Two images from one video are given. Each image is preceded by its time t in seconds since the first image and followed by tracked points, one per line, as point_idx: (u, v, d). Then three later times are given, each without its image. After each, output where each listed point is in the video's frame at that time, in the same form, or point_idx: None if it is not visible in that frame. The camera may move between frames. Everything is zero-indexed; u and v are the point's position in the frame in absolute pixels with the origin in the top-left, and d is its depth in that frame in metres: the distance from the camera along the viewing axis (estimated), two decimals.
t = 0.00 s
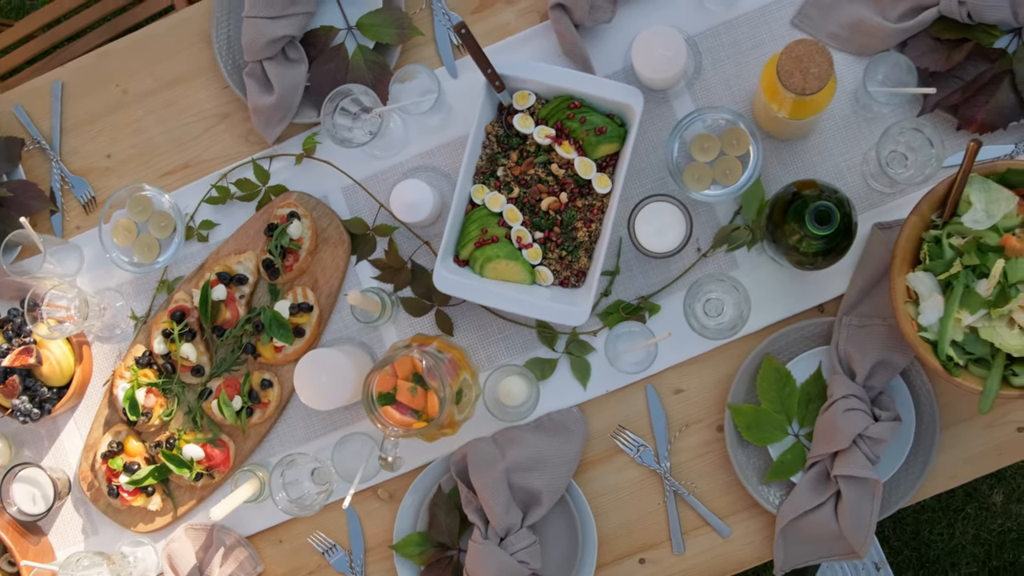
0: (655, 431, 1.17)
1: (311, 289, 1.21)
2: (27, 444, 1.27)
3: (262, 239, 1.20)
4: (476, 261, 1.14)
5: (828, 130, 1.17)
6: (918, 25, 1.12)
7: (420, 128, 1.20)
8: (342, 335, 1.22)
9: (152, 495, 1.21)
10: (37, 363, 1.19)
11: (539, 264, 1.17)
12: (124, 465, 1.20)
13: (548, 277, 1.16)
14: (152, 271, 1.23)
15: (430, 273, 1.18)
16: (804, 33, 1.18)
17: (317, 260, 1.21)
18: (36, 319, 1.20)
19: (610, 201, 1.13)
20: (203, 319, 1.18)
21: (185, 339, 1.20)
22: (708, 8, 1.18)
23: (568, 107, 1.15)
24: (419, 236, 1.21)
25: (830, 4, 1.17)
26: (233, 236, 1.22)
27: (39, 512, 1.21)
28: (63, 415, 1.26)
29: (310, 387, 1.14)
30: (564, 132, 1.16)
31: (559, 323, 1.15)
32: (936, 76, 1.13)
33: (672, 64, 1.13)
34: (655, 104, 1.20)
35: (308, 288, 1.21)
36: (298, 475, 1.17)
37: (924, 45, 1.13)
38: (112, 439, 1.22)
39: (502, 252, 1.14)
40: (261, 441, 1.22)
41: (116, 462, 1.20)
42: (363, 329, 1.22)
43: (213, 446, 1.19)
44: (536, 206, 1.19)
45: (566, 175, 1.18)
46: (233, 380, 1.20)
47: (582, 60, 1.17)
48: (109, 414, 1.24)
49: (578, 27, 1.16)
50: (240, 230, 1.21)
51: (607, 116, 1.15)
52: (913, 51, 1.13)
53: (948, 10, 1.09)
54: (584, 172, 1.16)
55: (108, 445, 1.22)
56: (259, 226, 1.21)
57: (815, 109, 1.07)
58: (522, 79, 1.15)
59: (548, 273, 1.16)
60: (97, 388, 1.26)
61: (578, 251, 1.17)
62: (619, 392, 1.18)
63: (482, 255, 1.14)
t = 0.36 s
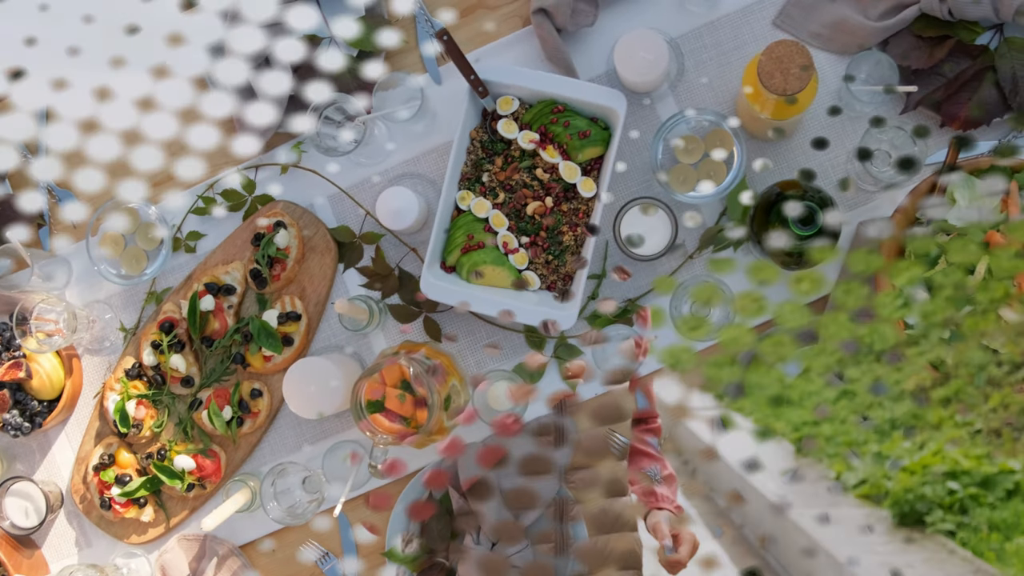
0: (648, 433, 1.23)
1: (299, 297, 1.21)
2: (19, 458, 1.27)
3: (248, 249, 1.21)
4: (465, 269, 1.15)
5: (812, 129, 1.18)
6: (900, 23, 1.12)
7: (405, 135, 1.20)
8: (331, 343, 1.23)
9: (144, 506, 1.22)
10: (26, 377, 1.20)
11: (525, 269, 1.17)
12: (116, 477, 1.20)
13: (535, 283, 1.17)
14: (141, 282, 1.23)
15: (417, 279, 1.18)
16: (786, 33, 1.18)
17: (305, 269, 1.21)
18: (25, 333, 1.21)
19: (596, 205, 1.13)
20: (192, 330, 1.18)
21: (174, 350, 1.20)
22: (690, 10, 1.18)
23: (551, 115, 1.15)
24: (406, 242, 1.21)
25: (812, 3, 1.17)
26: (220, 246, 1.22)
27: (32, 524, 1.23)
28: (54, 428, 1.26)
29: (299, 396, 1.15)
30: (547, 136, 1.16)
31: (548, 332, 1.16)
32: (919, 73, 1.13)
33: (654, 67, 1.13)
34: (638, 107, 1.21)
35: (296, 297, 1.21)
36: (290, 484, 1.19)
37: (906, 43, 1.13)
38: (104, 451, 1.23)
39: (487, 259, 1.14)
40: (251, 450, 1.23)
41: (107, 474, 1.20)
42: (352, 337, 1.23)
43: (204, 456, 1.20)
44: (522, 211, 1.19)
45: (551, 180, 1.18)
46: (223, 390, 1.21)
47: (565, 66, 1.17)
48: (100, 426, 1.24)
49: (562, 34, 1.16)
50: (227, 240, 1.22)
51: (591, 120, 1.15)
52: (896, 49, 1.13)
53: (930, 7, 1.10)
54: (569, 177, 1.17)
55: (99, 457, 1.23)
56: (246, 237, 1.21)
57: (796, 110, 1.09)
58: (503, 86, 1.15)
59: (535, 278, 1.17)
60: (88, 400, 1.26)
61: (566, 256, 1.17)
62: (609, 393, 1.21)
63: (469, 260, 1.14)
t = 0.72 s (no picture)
0: (649, 434, 1.22)
1: (288, 307, 1.22)
2: (12, 473, 1.27)
3: (237, 260, 1.22)
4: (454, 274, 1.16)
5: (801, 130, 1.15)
6: (882, 22, 1.14)
7: (390, 142, 1.22)
8: (321, 354, 1.23)
9: (138, 519, 1.22)
10: (17, 392, 1.20)
11: (514, 274, 1.17)
12: (108, 490, 1.21)
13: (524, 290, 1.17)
14: (130, 294, 1.25)
15: (405, 287, 1.20)
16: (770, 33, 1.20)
17: (293, 279, 1.23)
18: (14, 348, 1.18)
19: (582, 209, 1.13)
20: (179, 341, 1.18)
21: (165, 362, 1.20)
22: (674, 12, 1.20)
23: (537, 121, 1.16)
24: (394, 251, 1.22)
25: (796, 4, 1.21)
26: (208, 257, 1.24)
27: (25, 539, 1.23)
28: (46, 442, 1.26)
29: (289, 403, 1.18)
30: (532, 142, 1.17)
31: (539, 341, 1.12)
32: (903, 71, 1.12)
33: (638, 70, 1.14)
34: (624, 108, 1.23)
35: (285, 307, 1.22)
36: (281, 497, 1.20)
37: (889, 41, 1.14)
38: (96, 464, 1.23)
39: (476, 264, 1.16)
40: (244, 460, 1.23)
41: (100, 488, 1.21)
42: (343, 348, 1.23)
43: (197, 467, 1.20)
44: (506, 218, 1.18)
45: (538, 186, 1.18)
46: (214, 401, 1.21)
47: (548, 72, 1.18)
48: (92, 440, 1.24)
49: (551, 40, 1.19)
50: (216, 251, 1.23)
51: (576, 125, 1.16)
52: (879, 48, 1.14)
53: (913, 5, 1.11)
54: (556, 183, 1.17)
55: (92, 471, 1.23)
56: (234, 248, 1.23)
57: (780, 110, 1.09)
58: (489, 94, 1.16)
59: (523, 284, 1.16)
60: (79, 414, 1.26)
61: (554, 262, 1.17)
62: (605, 393, 1.15)
63: (456, 266, 1.15)
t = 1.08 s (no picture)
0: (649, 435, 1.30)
1: (277, 316, 1.22)
2: (5, 486, 1.32)
3: (221, 271, 1.23)
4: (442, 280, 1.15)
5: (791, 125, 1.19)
6: (865, 21, 1.18)
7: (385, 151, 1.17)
8: (311, 360, 1.20)
9: (130, 530, 1.27)
10: (8, 406, 1.28)
11: (501, 280, 1.16)
12: (101, 502, 1.26)
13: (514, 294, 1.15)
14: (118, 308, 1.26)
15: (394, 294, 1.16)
16: (753, 34, 1.20)
17: (283, 286, 1.22)
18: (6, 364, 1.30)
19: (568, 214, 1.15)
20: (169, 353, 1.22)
21: (154, 374, 1.24)
22: (657, 16, 1.20)
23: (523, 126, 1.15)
24: (382, 257, 1.18)
25: (778, 4, 1.20)
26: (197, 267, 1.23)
27: (18, 552, 1.29)
28: (39, 456, 1.31)
29: (276, 414, 1.18)
30: (519, 147, 1.15)
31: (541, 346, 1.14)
32: (886, 69, 1.19)
33: (624, 71, 1.16)
34: (609, 113, 1.18)
35: (274, 316, 1.22)
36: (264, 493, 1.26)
37: (874, 38, 1.19)
38: (88, 477, 1.27)
39: (467, 270, 1.14)
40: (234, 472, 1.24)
41: (92, 500, 1.26)
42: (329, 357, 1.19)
43: (188, 479, 1.23)
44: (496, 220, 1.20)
45: (523, 191, 1.16)
46: (204, 412, 1.23)
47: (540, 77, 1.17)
48: (84, 453, 1.28)
49: (546, 44, 1.18)
50: (204, 261, 1.23)
51: (561, 129, 1.16)
52: (864, 45, 1.19)
53: (894, 4, 1.17)
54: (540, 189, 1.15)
55: (84, 483, 1.27)
56: (224, 256, 1.23)
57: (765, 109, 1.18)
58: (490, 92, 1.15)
59: (511, 289, 1.15)
60: (71, 427, 1.31)
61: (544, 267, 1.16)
62: (605, 393, 1.16)
63: (445, 275, 1.14)
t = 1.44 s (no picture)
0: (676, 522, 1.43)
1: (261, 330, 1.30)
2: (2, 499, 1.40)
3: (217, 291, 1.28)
4: (443, 351, 1.29)
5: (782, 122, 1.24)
6: (850, 18, 1.31)
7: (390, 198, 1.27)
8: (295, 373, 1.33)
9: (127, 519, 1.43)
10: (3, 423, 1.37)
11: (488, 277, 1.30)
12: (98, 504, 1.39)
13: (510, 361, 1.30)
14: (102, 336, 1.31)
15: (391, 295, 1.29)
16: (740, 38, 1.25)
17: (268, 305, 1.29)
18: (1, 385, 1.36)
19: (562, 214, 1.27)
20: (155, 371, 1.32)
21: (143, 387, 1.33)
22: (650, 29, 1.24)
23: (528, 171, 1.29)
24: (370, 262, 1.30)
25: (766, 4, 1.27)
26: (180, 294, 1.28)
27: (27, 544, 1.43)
28: (34, 468, 1.39)
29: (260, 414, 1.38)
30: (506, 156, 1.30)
31: (541, 416, 1.29)
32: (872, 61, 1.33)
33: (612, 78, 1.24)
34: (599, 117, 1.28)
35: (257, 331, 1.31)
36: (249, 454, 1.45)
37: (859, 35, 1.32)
38: (83, 486, 1.38)
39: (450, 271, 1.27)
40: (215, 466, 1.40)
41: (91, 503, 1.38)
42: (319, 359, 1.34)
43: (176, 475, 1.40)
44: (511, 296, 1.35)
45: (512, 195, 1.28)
46: (195, 422, 1.36)
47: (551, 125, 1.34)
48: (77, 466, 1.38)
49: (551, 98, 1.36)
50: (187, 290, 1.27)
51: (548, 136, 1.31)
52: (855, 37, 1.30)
53: None
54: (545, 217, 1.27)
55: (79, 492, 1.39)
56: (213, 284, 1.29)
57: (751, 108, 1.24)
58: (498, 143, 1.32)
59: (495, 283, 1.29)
60: (64, 438, 1.39)
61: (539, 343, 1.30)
62: (604, 464, 1.31)
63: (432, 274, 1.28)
